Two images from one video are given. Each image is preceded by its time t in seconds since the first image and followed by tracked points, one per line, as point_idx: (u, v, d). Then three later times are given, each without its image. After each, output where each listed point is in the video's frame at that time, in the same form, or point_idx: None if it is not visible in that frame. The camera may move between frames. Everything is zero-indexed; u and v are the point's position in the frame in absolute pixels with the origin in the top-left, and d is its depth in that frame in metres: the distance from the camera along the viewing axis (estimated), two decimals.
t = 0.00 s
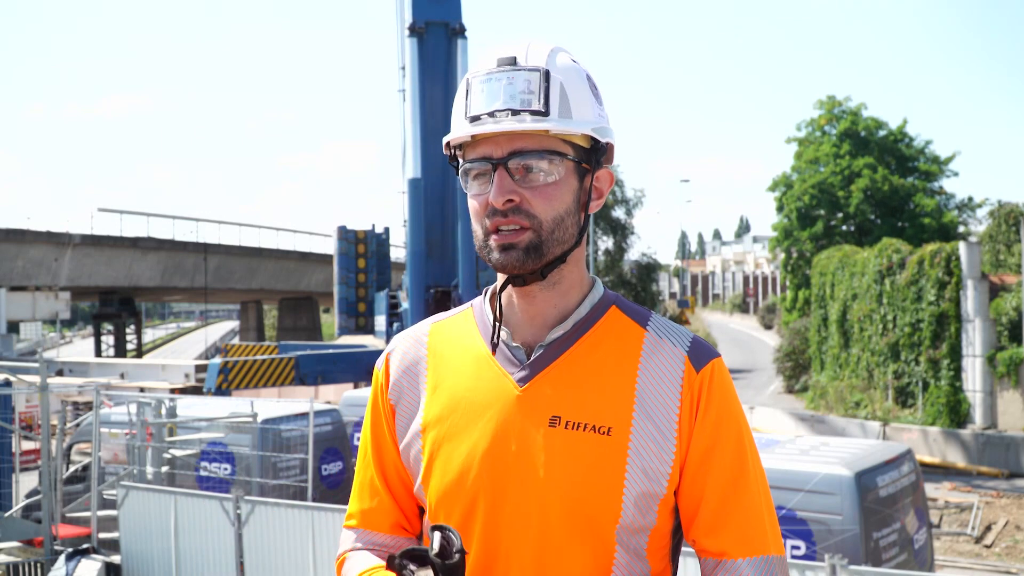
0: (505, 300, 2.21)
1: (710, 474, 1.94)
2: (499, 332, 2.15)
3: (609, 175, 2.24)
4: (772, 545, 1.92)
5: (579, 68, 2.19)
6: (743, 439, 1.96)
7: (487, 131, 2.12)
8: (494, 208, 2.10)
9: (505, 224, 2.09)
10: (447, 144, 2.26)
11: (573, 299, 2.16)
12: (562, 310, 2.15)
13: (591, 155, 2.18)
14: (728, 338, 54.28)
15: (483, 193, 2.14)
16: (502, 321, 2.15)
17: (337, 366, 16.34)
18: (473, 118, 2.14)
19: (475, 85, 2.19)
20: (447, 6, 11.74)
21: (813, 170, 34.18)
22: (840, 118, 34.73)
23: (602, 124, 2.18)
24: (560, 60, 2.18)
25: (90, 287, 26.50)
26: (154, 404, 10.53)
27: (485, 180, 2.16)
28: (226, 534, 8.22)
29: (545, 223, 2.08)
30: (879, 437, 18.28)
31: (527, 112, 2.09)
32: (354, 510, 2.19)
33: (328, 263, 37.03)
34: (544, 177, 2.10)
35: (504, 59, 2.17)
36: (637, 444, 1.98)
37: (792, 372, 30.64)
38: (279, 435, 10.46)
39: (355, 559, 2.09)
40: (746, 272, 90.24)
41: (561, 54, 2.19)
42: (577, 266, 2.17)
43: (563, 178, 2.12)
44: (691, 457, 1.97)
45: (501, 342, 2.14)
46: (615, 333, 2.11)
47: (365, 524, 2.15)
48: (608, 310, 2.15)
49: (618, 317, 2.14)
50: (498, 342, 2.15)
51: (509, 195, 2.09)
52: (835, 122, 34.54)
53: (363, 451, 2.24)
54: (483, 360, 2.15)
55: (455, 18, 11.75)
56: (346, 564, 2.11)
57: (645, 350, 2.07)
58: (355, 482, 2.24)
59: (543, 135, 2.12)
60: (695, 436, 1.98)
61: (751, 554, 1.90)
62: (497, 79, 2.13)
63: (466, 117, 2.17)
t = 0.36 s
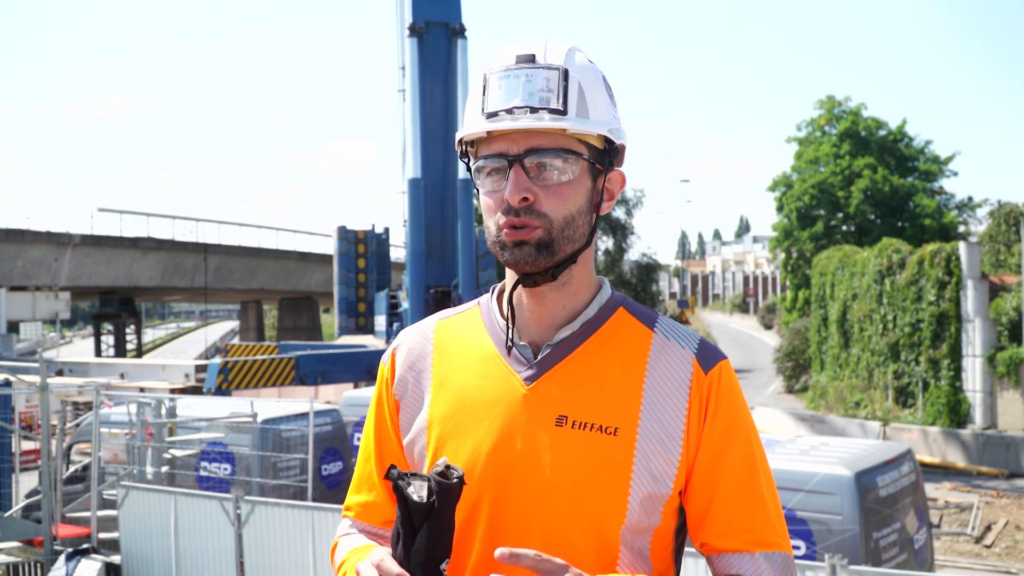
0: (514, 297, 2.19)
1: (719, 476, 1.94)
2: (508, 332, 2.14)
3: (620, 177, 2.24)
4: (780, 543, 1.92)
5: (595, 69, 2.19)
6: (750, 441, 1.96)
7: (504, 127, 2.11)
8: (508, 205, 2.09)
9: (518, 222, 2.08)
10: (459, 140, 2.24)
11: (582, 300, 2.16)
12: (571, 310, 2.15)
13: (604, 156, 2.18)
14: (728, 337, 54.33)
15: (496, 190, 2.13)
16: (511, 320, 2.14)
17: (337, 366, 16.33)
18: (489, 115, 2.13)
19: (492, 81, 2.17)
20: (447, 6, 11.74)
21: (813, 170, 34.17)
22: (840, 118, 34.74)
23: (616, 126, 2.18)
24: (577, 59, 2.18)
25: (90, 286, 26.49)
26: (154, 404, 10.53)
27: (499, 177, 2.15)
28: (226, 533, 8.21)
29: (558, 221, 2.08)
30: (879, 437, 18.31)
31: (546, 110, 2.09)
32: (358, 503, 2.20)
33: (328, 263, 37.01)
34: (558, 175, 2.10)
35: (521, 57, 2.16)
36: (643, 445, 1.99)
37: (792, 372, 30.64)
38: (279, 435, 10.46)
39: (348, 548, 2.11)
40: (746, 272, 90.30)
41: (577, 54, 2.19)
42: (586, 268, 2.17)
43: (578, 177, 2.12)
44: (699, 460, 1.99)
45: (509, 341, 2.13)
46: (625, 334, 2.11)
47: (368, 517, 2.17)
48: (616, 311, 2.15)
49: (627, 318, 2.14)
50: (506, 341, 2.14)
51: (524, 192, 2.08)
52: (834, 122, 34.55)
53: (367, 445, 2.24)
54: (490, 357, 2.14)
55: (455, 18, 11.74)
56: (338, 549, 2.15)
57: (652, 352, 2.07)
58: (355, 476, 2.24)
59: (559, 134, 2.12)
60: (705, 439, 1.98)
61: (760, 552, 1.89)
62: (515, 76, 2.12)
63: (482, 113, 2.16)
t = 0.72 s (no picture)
0: (516, 298, 2.20)
1: (720, 478, 1.94)
2: (511, 332, 2.15)
3: (617, 173, 2.25)
4: (776, 545, 1.92)
5: (585, 67, 2.18)
6: (751, 445, 1.96)
7: (499, 130, 2.11)
8: (508, 207, 2.09)
9: (519, 224, 2.09)
10: (454, 147, 2.25)
11: (583, 300, 2.17)
12: (572, 311, 2.16)
13: (599, 154, 2.19)
14: (728, 338, 54.33)
15: (495, 192, 2.14)
16: (514, 321, 2.15)
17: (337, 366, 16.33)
18: (484, 119, 2.13)
19: (483, 86, 2.18)
20: (447, 6, 11.74)
21: (813, 170, 34.18)
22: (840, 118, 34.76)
23: (609, 123, 2.18)
24: (566, 59, 2.17)
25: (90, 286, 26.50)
26: (154, 404, 10.53)
27: (496, 180, 2.15)
28: (226, 533, 8.22)
29: (560, 221, 2.09)
30: (879, 437, 18.33)
31: (539, 111, 2.09)
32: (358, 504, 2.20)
33: (328, 263, 37.01)
34: (555, 176, 2.10)
35: (511, 59, 2.16)
36: (645, 447, 1.99)
37: (792, 372, 30.64)
38: (279, 435, 10.46)
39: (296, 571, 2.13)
40: (746, 272, 90.29)
41: (566, 52, 2.18)
42: (587, 266, 2.17)
43: (575, 176, 2.12)
44: (701, 462, 1.98)
45: (512, 341, 2.14)
46: (627, 335, 2.11)
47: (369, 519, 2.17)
48: (618, 312, 2.14)
49: (627, 319, 2.14)
50: (510, 341, 2.15)
51: (523, 194, 2.08)
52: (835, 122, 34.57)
53: (369, 448, 2.25)
54: (492, 359, 2.15)
55: (455, 18, 11.75)
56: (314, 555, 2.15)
57: (655, 353, 2.07)
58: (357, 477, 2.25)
59: (554, 134, 2.12)
60: (707, 441, 1.97)
61: (761, 554, 1.90)
62: (505, 79, 2.12)
63: (476, 118, 2.16)
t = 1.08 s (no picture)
0: (508, 300, 2.20)
1: (717, 475, 1.93)
2: (505, 333, 2.15)
3: (602, 169, 2.23)
4: (777, 540, 1.91)
5: (563, 67, 2.18)
6: (748, 441, 1.95)
7: (478, 135, 2.11)
8: (494, 209, 2.09)
9: (505, 225, 2.09)
10: (439, 155, 2.26)
11: (576, 298, 2.16)
12: (566, 309, 2.15)
13: (582, 151, 2.18)
14: (728, 338, 54.34)
15: (479, 197, 2.14)
16: (507, 322, 2.15)
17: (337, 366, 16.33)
18: (464, 124, 2.14)
19: (461, 92, 2.19)
20: (447, 6, 11.77)
21: (813, 170, 34.19)
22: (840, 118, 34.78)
23: (589, 120, 2.17)
24: (542, 60, 2.17)
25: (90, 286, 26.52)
26: (154, 404, 10.53)
27: (481, 184, 2.15)
28: (226, 534, 8.21)
29: (545, 220, 2.08)
30: (879, 437, 18.30)
31: (516, 112, 2.09)
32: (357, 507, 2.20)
33: (327, 263, 37.01)
34: (538, 176, 2.10)
35: (488, 64, 2.17)
36: (643, 443, 1.99)
37: (792, 372, 30.64)
38: (279, 435, 10.47)
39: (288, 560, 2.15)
40: (746, 272, 90.35)
41: (542, 53, 2.19)
42: (578, 265, 2.17)
43: (559, 175, 2.12)
44: (697, 457, 1.97)
45: (506, 341, 2.14)
46: (621, 333, 2.11)
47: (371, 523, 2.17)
48: (612, 310, 2.14)
49: (622, 317, 2.14)
50: (504, 343, 2.14)
51: (507, 195, 2.08)
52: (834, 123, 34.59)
53: (368, 454, 2.24)
54: (488, 361, 2.15)
55: (455, 18, 11.78)
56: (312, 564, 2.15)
57: (649, 350, 2.07)
58: (355, 482, 2.25)
59: (534, 134, 2.12)
60: (702, 437, 1.97)
61: (762, 549, 1.89)
62: (482, 84, 2.14)
63: (456, 124, 2.17)
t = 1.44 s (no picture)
0: (502, 301, 2.20)
1: (712, 470, 1.93)
2: (498, 333, 2.16)
3: (590, 166, 2.23)
4: (773, 535, 1.89)
5: (546, 67, 2.18)
6: (744, 435, 1.94)
7: (463, 137, 2.12)
8: (482, 211, 2.09)
9: (493, 226, 2.09)
10: (426, 158, 2.27)
11: (569, 298, 2.16)
12: (559, 309, 2.15)
13: (569, 149, 2.17)
14: (728, 338, 54.34)
15: (468, 199, 2.15)
16: (500, 323, 2.15)
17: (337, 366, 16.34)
18: (448, 127, 2.15)
19: (445, 95, 2.20)
20: (447, 6, 11.77)
21: (813, 170, 34.20)
22: (840, 118, 34.77)
23: (575, 116, 2.16)
24: (525, 60, 2.18)
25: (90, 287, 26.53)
26: (154, 404, 10.53)
27: (468, 187, 2.16)
28: (226, 534, 8.21)
29: (533, 219, 2.08)
30: (879, 437, 18.30)
31: (500, 113, 2.10)
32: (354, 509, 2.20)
33: (327, 263, 37.00)
34: (525, 176, 2.09)
35: (470, 66, 2.18)
36: (638, 440, 1.99)
37: (792, 372, 30.63)
38: (279, 435, 10.47)
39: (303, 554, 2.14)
40: (746, 272, 90.39)
41: (525, 54, 2.19)
42: (570, 263, 2.17)
43: (545, 174, 2.11)
44: (691, 454, 1.97)
45: (501, 342, 2.14)
46: (616, 330, 2.11)
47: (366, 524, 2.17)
48: (606, 309, 2.14)
49: (617, 315, 2.13)
50: (498, 343, 2.15)
51: (494, 196, 2.08)
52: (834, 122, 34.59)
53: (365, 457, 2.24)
54: (483, 361, 2.15)
55: (455, 17, 11.78)
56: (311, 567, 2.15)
57: (645, 348, 2.07)
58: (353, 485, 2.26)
59: (519, 133, 2.12)
60: (698, 431, 1.97)
61: (758, 544, 1.87)
62: (466, 86, 2.15)
63: (441, 127, 2.18)
